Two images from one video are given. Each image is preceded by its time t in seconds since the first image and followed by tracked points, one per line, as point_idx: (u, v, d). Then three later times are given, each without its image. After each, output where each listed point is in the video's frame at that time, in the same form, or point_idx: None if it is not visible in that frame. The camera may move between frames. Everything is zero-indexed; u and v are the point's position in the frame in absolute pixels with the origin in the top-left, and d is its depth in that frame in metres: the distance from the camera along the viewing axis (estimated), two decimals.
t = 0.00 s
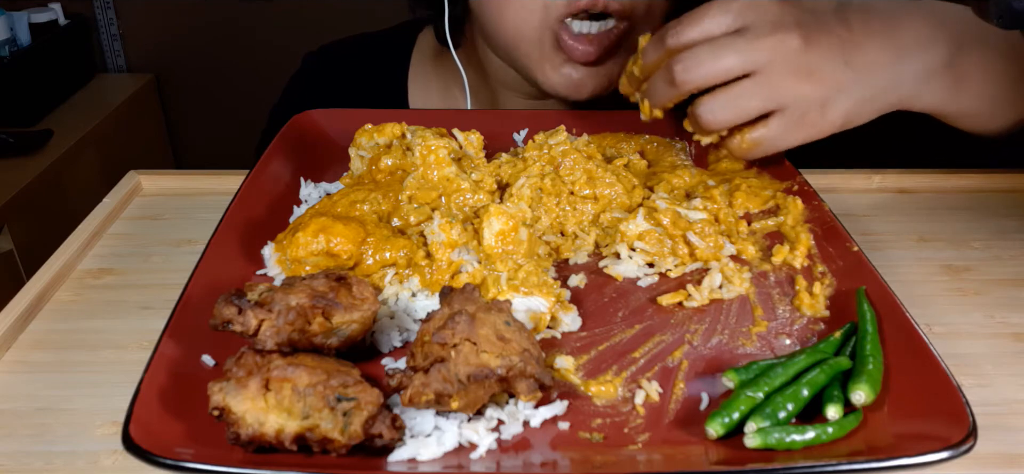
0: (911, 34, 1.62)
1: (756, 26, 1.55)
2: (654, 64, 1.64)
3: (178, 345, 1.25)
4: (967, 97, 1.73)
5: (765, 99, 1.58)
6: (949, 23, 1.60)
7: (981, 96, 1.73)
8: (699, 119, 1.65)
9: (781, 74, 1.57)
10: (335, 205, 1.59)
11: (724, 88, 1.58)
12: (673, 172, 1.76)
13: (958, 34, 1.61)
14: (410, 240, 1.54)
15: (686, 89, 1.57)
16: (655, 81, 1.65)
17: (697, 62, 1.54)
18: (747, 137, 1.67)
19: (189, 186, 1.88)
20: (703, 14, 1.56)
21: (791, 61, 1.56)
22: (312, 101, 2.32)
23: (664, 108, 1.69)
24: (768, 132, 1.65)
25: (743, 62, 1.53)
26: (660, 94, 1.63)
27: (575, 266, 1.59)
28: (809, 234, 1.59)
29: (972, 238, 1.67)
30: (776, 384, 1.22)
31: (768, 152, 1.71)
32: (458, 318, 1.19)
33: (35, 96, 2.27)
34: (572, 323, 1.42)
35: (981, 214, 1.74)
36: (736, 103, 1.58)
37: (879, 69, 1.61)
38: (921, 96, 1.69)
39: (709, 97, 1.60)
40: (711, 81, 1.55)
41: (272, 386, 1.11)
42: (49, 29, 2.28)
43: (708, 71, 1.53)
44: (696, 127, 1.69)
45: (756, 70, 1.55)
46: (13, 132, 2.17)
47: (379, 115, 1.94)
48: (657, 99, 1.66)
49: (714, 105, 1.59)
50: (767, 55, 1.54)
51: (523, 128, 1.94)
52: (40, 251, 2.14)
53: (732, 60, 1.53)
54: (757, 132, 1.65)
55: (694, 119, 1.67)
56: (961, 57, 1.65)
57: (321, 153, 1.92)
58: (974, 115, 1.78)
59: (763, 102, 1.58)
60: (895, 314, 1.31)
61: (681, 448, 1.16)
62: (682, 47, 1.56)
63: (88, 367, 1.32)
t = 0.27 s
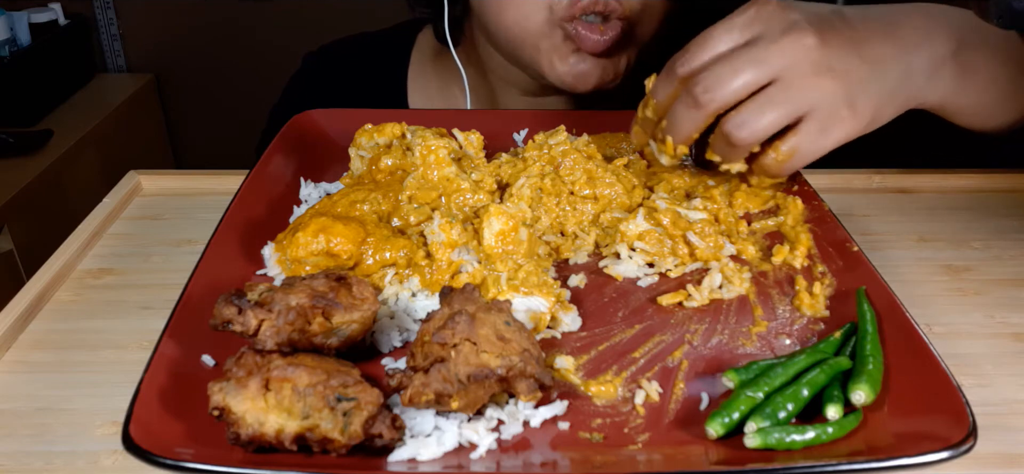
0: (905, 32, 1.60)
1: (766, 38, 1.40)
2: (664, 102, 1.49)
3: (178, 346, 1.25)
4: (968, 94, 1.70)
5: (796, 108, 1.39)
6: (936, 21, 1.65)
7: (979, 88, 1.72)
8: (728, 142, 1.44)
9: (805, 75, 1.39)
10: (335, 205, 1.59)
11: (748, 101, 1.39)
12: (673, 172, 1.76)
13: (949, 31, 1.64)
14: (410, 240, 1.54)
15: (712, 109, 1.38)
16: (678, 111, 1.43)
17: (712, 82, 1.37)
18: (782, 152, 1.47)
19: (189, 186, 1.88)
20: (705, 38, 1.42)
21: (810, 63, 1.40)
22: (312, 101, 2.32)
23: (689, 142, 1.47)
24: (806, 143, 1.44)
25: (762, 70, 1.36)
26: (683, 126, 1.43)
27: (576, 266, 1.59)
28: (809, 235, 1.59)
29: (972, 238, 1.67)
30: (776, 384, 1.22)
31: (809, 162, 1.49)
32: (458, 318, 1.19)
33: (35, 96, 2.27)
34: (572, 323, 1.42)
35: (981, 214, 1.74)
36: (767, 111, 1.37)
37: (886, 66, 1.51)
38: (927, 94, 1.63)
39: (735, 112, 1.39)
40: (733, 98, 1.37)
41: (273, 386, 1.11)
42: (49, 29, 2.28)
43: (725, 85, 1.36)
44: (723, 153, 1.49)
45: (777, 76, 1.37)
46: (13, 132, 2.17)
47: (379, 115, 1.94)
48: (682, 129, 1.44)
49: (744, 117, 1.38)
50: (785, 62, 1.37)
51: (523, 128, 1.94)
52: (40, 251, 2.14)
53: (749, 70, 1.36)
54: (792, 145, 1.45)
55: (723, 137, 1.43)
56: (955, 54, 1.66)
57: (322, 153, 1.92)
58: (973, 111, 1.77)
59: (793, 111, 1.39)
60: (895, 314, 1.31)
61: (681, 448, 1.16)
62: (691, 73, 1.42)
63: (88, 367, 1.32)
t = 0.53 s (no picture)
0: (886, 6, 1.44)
1: (755, 7, 1.38)
2: (665, 95, 1.45)
3: (178, 346, 1.25)
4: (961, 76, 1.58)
5: (811, 65, 1.32)
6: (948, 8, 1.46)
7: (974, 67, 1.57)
8: (747, 112, 1.35)
9: (811, 33, 1.33)
10: (335, 205, 1.59)
11: (759, 63, 1.34)
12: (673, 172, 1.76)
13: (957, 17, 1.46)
14: (410, 240, 1.54)
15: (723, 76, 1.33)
16: (683, 92, 1.38)
17: (715, 51, 1.34)
18: (806, 116, 1.37)
19: (189, 186, 1.88)
20: (694, 24, 1.43)
21: (812, 20, 1.34)
22: (312, 100, 2.33)
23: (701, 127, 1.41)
24: (829, 105, 1.35)
25: (764, 33, 1.32)
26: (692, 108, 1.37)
27: (576, 266, 1.59)
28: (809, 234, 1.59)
29: (972, 238, 1.67)
30: (776, 384, 1.22)
31: (835, 125, 1.39)
32: (458, 318, 1.19)
33: (35, 96, 2.26)
34: (572, 323, 1.42)
35: (981, 214, 1.74)
36: (779, 70, 1.31)
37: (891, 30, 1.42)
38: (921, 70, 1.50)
39: (747, 74, 1.34)
40: (741, 65, 1.33)
41: (273, 386, 1.11)
42: (49, 29, 2.27)
43: (727, 53, 1.33)
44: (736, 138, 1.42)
45: (782, 40, 1.33)
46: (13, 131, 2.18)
47: (379, 115, 1.94)
48: (692, 109, 1.37)
49: (759, 76, 1.32)
50: (786, 21, 1.33)
51: (523, 128, 1.94)
52: (40, 251, 2.14)
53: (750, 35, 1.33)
54: (818, 107, 1.36)
55: (740, 109, 1.36)
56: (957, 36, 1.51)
57: (322, 153, 1.92)
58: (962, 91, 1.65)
59: (808, 70, 1.32)
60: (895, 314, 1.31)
61: (681, 448, 1.16)
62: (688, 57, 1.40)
63: (89, 367, 1.32)
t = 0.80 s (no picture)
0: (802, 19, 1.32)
1: (672, 18, 1.27)
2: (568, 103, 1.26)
3: (179, 345, 1.25)
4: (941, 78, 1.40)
5: (722, 72, 1.18)
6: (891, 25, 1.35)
7: (930, 63, 1.35)
8: (654, 114, 1.15)
9: (725, 46, 1.21)
10: (335, 205, 1.59)
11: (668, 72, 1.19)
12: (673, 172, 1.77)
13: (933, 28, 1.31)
14: (410, 240, 1.54)
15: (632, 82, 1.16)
16: (583, 97, 1.17)
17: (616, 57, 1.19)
18: (720, 130, 1.20)
19: (188, 186, 1.88)
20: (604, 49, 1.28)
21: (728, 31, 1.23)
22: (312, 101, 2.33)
23: (603, 138, 1.19)
24: (743, 122, 1.19)
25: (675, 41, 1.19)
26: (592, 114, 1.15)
27: (575, 266, 1.60)
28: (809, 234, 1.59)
29: (972, 238, 1.67)
30: (777, 384, 1.22)
31: (749, 144, 1.22)
32: (458, 318, 1.19)
33: (34, 96, 2.26)
34: (572, 323, 1.42)
35: (982, 214, 1.74)
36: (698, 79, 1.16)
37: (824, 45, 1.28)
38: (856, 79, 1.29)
39: (654, 78, 1.18)
40: (649, 71, 1.17)
41: (273, 386, 1.11)
42: (50, 29, 2.28)
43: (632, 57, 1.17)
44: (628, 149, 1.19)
45: (693, 51, 1.20)
46: (12, 132, 2.16)
47: (380, 115, 1.94)
48: (591, 114, 1.16)
49: (671, 82, 1.17)
50: (699, 29, 1.22)
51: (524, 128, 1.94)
52: (40, 251, 2.14)
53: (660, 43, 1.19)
54: (732, 120, 1.19)
55: (645, 113, 1.16)
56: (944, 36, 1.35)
57: (322, 153, 1.92)
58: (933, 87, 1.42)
59: (721, 76, 1.18)
60: (895, 313, 1.31)
61: (681, 449, 1.16)
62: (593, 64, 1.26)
63: (90, 367, 1.32)
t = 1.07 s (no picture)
0: (699, 56, 1.39)
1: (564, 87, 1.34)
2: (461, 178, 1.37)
3: (178, 345, 1.25)
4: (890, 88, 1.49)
5: (607, 140, 1.25)
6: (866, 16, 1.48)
7: (880, 72, 1.47)
8: (530, 190, 1.25)
9: (609, 111, 1.29)
10: (335, 205, 1.58)
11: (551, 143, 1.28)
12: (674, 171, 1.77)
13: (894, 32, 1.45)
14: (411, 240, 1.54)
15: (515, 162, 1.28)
16: (466, 185, 1.32)
17: (499, 137, 1.30)
18: (617, 192, 1.25)
19: (188, 186, 1.88)
20: (502, 110, 1.38)
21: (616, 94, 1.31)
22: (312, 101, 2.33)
23: (485, 220, 1.32)
24: (640, 181, 1.24)
25: (556, 114, 1.28)
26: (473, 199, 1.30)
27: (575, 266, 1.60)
28: (809, 234, 1.59)
29: (972, 238, 1.67)
30: (777, 384, 1.22)
31: (649, 205, 1.26)
32: (458, 318, 1.18)
33: (34, 96, 2.27)
34: (574, 325, 1.42)
35: (982, 214, 1.74)
36: (563, 154, 1.24)
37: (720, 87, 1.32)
38: (724, 127, 1.29)
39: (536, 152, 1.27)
40: (535, 145, 1.27)
41: (273, 386, 1.11)
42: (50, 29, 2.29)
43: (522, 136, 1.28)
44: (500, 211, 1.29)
45: (579, 120, 1.29)
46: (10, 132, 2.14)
47: (380, 115, 1.94)
48: (474, 198, 1.30)
49: (547, 155, 1.25)
50: (580, 98, 1.29)
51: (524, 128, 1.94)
52: (41, 251, 2.13)
53: (544, 117, 1.29)
54: (626, 182, 1.25)
55: (523, 187, 1.25)
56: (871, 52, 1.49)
57: (322, 153, 1.92)
58: (869, 105, 1.53)
59: (606, 144, 1.24)
60: (896, 314, 1.31)
61: (681, 449, 1.16)
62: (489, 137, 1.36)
63: (90, 366, 1.32)
